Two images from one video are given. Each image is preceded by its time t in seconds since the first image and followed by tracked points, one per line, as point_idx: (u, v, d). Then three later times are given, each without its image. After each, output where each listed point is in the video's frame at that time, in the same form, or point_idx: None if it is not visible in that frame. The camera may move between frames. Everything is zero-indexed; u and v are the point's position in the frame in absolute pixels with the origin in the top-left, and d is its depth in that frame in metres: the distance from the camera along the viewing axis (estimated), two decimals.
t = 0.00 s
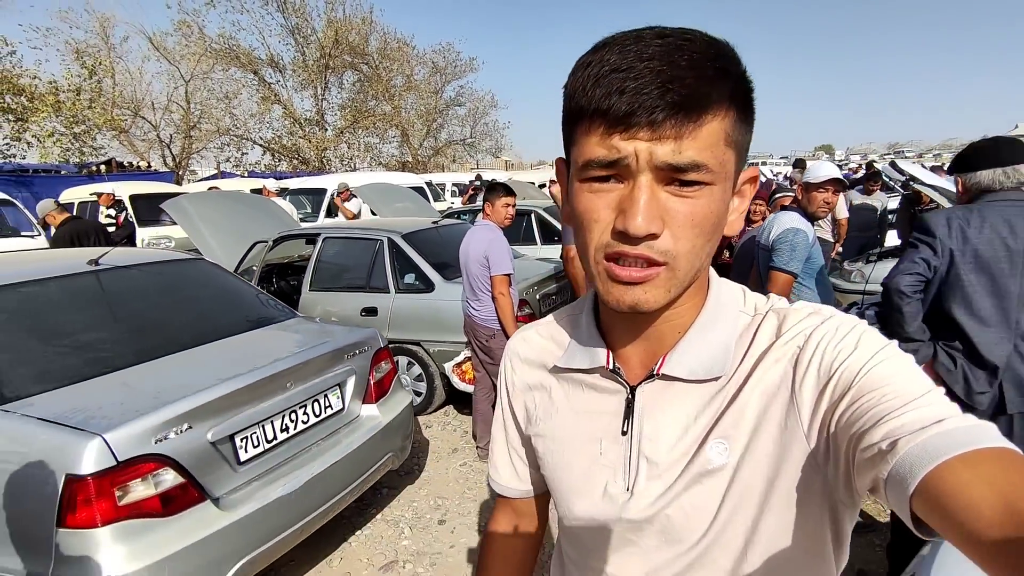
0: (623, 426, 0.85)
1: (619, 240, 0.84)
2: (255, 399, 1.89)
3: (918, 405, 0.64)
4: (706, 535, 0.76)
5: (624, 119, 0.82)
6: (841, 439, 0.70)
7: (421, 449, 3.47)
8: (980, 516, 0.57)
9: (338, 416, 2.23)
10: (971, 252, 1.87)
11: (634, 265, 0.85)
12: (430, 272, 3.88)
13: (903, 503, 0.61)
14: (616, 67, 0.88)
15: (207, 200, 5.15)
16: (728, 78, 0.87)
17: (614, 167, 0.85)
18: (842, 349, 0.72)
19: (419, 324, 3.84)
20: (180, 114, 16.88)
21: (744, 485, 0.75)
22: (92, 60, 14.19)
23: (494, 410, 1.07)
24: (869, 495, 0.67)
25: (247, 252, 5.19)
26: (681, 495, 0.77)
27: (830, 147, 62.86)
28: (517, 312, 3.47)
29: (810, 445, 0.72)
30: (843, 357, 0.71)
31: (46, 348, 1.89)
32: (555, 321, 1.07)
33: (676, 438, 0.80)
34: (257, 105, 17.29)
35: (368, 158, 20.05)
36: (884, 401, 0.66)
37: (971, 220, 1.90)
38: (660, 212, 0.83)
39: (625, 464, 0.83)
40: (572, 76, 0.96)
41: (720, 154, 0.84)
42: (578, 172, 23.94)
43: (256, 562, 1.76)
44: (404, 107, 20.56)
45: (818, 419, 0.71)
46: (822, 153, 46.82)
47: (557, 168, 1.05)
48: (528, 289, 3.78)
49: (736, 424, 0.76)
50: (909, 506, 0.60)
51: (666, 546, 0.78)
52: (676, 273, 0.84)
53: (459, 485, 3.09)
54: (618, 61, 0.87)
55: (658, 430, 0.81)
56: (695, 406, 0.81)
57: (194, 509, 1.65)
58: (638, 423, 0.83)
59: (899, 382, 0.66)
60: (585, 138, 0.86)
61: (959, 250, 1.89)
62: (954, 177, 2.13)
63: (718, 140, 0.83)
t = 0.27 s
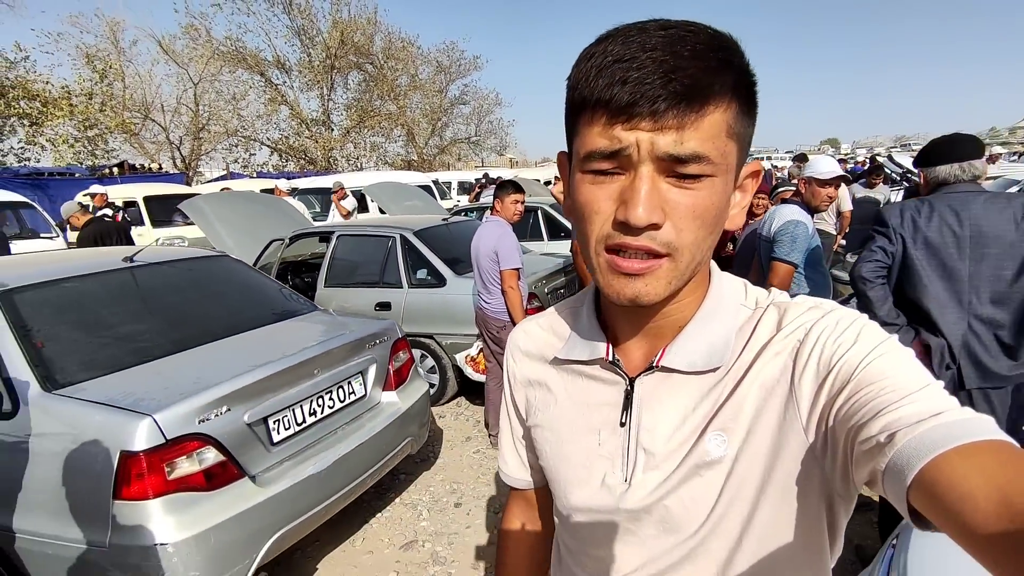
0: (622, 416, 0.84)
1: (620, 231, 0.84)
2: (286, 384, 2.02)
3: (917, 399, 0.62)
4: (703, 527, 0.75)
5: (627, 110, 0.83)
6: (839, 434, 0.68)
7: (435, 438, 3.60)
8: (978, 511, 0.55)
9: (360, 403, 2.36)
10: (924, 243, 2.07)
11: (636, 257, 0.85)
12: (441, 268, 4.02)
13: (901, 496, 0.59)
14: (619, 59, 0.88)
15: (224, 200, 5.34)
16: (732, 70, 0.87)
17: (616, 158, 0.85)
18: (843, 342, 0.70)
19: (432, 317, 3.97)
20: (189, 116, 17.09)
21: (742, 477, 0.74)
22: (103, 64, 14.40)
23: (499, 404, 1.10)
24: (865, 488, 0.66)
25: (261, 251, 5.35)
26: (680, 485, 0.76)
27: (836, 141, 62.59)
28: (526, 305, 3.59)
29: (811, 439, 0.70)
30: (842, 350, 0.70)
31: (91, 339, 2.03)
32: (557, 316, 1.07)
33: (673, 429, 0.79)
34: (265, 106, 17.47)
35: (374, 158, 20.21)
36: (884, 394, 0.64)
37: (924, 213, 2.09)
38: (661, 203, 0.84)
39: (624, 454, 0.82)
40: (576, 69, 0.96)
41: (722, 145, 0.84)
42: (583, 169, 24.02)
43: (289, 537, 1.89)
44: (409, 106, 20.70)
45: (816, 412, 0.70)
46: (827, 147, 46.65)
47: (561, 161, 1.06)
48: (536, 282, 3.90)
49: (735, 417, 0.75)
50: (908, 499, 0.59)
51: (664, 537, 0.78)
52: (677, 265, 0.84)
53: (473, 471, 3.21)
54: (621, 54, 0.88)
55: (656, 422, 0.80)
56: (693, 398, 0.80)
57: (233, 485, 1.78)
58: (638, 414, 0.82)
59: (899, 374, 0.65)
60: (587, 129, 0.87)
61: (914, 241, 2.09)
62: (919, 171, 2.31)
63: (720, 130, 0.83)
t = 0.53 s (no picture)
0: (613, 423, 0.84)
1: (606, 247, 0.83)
2: (322, 369, 2.14)
3: (905, 400, 0.62)
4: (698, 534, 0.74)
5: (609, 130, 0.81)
6: (833, 438, 0.67)
7: (454, 426, 3.72)
8: (970, 509, 0.54)
9: (388, 389, 2.48)
10: (905, 233, 2.24)
11: (623, 271, 0.83)
12: (458, 262, 4.14)
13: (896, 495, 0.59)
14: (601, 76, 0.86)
15: (242, 198, 5.49)
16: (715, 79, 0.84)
17: (600, 173, 0.84)
18: (829, 345, 0.70)
19: (449, 310, 4.09)
20: (200, 116, 17.29)
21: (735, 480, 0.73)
22: (115, 65, 14.59)
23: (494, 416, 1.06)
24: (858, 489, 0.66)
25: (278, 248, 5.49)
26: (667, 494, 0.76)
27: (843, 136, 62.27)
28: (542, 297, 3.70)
29: (802, 445, 0.70)
30: (833, 352, 0.69)
31: (139, 326, 2.16)
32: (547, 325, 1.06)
33: (666, 433, 0.78)
34: (274, 106, 17.64)
35: (382, 156, 20.33)
36: (873, 393, 0.64)
37: (906, 205, 2.25)
38: (646, 218, 0.82)
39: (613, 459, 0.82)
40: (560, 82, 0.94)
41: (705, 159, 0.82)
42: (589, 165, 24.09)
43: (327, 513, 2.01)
44: (416, 104, 20.82)
45: (807, 416, 0.69)
46: (833, 142, 46.51)
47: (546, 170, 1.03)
48: (550, 275, 4.02)
49: (724, 422, 0.74)
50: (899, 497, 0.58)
51: (661, 545, 0.76)
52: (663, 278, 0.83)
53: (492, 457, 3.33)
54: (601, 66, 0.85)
55: (646, 425, 0.80)
56: (684, 400, 0.79)
57: (275, 463, 1.89)
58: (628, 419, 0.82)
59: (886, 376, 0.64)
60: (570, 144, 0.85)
61: (896, 232, 2.27)
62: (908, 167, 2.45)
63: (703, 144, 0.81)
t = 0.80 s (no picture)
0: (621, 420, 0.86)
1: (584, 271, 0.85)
2: (355, 359, 2.24)
3: (914, 391, 0.64)
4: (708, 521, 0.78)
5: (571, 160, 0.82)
6: (839, 428, 0.70)
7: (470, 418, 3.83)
8: (982, 502, 0.57)
9: (414, 379, 2.58)
10: (902, 230, 2.42)
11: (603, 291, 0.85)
12: (472, 258, 4.24)
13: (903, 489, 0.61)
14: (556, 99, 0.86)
15: (256, 196, 5.58)
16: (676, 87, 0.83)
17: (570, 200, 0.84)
18: (831, 338, 0.73)
19: (464, 305, 4.20)
20: (205, 115, 17.39)
21: (745, 470, 0.76)
22: (122, 64, 14.69)
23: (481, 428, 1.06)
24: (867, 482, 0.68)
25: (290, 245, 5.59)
26: (677, 485, 0.79)
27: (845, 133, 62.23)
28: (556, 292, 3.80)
29: (811, 438, 0.74)
30: (836, 345, 0.73)
31: (180, 318, 2.25)
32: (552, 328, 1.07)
33: (670, 434, 0.81)
34: (279, 105, 17.70)
35: (386, 154, 20.42)
36: (880, 385, 0.67)
37: (903, 204, 2.43)
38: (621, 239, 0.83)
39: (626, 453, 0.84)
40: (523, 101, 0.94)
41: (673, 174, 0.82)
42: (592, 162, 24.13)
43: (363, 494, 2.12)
44: (420, 103, 20.89)
45: (814, 409, 0.73)
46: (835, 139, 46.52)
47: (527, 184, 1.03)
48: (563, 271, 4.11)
49: (732, 416, 0.78)
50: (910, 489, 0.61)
51: (671, 540, 0.80)
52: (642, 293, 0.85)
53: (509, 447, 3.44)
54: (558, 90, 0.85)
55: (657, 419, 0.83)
56: (695, 393, 0.82)
57: (314, 447, 1.99)
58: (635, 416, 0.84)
59: (891, 368, 0.67)
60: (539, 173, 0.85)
61: (895, 229, 2.45)
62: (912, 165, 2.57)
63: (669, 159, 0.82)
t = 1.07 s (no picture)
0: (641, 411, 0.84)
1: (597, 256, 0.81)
2: (370, 347, 2.31)
3: (937, 384, 0.60)
4: (722, 514, 0.76)
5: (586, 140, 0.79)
6: (862, 420, 0.67)
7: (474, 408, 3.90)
8: (1008, 496, 0.54)
9: (425, 368, 2.65)
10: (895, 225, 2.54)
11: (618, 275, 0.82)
12: (476, 252, 4.31)
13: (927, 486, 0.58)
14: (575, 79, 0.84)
15: (259, 190, 5.67)
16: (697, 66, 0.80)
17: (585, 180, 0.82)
18: (852, 327, 0.69)
19: (468, 298, 4.28)
20: (200, 110, 17.33)
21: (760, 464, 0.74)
22: (116, 58, 14.60)
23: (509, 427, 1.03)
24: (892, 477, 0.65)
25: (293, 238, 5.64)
26: (691, 477, 0.77)
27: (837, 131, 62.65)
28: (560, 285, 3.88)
29: (829, 432, 0.70)
30: (855, 335, 0.69)
31: (199, 308, 2.31)
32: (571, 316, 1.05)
33: (689, 422, 0.79)
34: (274, 99, 17.64)
35: (381, 150, 20.40)
36: (902, 376, 0.62)
37: (897, 200, 2.54)
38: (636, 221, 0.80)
39: (646, 444, 0.82)
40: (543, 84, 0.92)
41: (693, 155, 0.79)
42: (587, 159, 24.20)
43: (381, 478, 2.19)
44: (416, 99, 20.87)
45: (833, 401, 0.69)
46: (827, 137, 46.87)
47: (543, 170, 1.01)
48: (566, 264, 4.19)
49: (748, 406, 0.75)
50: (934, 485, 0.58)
51: (686, 526, 0.78)
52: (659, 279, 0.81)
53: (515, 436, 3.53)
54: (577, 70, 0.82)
55: (674, 409, 0.81)
56: (709, 381, 0.80)
57: (334, 432, 2.06)
58: (658, 405, 0.82)
59: (915, 358, 0.63)
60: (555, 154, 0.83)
61: (889, 224, 2.57)
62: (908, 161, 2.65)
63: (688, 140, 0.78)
